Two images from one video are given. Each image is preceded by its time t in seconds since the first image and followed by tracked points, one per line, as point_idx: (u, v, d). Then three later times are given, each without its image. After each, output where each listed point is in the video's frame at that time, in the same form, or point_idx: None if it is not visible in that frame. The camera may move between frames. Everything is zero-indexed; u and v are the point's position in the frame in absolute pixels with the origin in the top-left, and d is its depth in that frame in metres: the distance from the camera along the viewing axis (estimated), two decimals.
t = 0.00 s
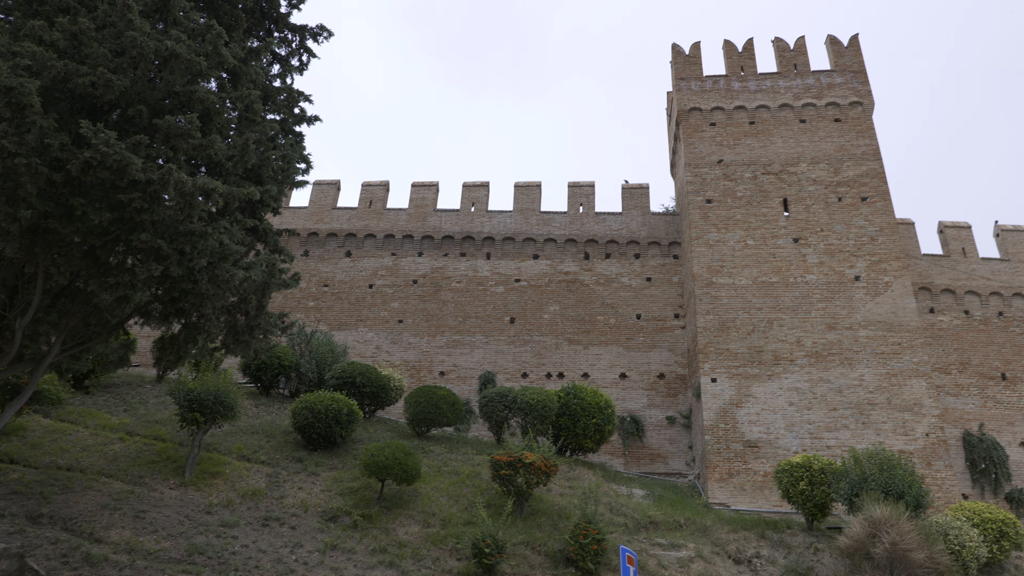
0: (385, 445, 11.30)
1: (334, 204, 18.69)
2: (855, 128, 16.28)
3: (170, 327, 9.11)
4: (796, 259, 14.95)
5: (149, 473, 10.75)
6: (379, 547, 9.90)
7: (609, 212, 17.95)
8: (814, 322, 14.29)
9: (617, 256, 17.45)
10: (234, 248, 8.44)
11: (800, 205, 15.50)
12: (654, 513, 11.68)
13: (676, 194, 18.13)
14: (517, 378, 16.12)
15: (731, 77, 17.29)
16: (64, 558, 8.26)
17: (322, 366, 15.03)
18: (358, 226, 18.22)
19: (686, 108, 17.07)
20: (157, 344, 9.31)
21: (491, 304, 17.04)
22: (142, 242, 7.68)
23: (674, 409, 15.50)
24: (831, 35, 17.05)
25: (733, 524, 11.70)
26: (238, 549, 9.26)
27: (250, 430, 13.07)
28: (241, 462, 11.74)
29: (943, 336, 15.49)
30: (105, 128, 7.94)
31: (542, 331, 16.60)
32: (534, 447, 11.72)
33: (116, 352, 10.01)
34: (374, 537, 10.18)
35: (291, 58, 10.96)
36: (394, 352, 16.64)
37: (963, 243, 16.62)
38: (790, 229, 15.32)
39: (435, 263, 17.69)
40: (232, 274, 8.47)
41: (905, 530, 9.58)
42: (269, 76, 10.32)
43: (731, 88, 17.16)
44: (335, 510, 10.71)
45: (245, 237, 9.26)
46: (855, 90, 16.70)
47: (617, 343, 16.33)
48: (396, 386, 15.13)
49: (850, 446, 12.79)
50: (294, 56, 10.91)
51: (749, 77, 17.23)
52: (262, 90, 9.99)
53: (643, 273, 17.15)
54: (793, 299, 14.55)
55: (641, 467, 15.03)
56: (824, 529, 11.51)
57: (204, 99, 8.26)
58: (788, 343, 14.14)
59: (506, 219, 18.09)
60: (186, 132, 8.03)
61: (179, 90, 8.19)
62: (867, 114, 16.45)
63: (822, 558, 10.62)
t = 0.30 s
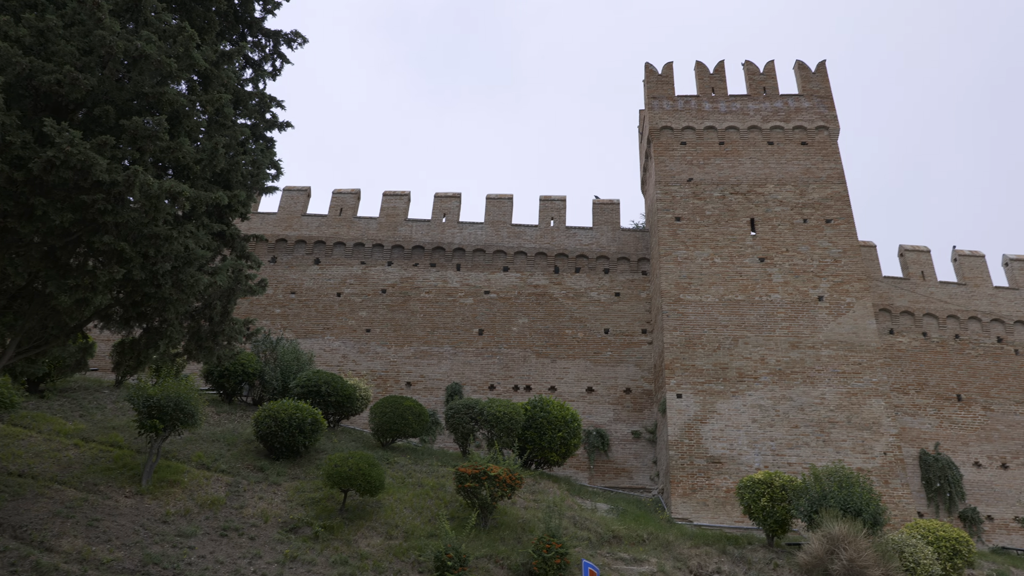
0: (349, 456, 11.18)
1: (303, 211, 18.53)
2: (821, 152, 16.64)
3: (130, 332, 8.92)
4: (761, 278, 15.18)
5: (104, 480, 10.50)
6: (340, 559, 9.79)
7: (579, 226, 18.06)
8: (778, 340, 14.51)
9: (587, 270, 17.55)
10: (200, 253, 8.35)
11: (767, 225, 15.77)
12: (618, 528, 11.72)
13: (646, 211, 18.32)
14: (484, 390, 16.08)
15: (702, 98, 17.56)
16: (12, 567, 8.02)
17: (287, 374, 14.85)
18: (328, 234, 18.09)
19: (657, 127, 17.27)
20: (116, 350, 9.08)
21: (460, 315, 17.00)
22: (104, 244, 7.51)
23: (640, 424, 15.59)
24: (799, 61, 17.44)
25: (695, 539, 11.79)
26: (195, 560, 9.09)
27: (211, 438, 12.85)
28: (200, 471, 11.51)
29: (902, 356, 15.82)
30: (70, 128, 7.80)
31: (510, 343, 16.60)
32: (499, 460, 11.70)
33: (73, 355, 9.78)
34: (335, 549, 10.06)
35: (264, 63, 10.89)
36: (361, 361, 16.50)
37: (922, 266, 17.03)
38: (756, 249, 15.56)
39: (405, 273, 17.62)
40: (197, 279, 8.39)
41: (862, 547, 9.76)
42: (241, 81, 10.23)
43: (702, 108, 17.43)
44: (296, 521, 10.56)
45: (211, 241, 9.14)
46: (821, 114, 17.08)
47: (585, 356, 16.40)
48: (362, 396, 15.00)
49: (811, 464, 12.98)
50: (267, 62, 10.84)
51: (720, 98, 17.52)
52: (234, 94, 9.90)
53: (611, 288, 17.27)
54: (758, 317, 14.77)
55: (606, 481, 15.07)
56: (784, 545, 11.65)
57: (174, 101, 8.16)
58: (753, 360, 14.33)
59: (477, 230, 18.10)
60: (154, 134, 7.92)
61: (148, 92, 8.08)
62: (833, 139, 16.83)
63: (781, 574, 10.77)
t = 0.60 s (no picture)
0: (321, 459, 11.10)
1: (279, 211, 18.38)
2: (795, 162, 16.88)
3: (99, 331, 8.77)
4: (735, 285, 15.34)
5: (69, 482, 10.30)
6: (311, 563, 9.71)
7: (556, 232, 18.11)
8: (751, 347, 14.66)
9: (563, 275, 17.61)
10: (171, 253, 8.23)
11: (741, 234, 15.94)
12: (590, 532, 11.75)
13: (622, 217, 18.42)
14: (458, 394, 16.04)
15: (679, 106, 17.72)
16: None
17: (259, 376, 14.70)
18: (303, 235, 17.95)
19: (634, 134, 17.37)
20: (83, 350, 8.88)
21: (436, 319, 16.96)
22: (73, 242, 7.41)
23: (613, 429, 15.66)
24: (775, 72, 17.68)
25: (666, 544, 11.86)
26: (162, 564, 8.95)
27: (181, 440, 12.66)
28: (168, 473, 11.34)
29: (871, 364, 16.06)
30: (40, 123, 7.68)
31: (485, 347, 16.59)
32: (473, 464, 11.69)
33: (39, 354, 9.59)
34: (306, 553, 9.98)
35: (241, 62, 10.79)
36: (335, 363, 16.38)
37: (892, 276, 17.31)
38: (730, 256, 15.72)
39: (380, 275, 17.54)
40: (168, 279, 8.25)
41: (831, 552, 9.89)
42: (216, 79, 10.13)
43: (679, 116, 17.58)
44: (267, 525, 10.45)
45: (183, 241, 9.02)
46: (795, 125, 17.34)
47: (560, 361, 16.43)
48: (335, 398, 14.89)
49: (782, 470, 13.12)
50: (243, 60, 10.74)
51: (696, 107, 17.69)
52: (209, 92, 9.80)
53: (587, 293, 17.34)
54: (732, 324, 14.91)
55: (579, 485, 15.10)
56: (754, 550, 11.79)
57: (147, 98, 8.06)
58: (726, 367, 14.46)
59: (454, 234, 18.08)
60: (126, 131, 7.83)
61: (121, 88, 7.98)
62: (806, 149, 17.08)
63: None
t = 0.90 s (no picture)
0: (295, 460, 11.01)
1: (254, 210, 18.20)
2: (770, 167, 17.07)
3: (67, 330, 8.62)
4: (711, 288, 15.48)
5: (35, 483, 10.11)
6: (283, 565, 9.64)
7: (534, 233, 18.14)
8: (725, 349, 14.80)
9: (540, 277, 17.64)
10: (143, 250, 8.06)
11: (717, 237, 16.09)
12: (565, 533, 11.79)
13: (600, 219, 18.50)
14: (434, 395, 16.00)
15: (656, 110, 17.83)
16: None
17: (232, 375, 14.54)
18: (278, 234, 17.80)
19: (612, 137, 17.44)
20: (51, 348, 8.73)
21: (412, 319, 16.89)
22: (41, 238, 7.33)
23: (589, 430, 15.72)
24: (751, 78, 17.87)
25: (640, 545, 11.93)
26: (131, 566, 8.83)
27: (151, 441, 12.49)
28: (138, 474, 11.17)
29: (842, 367, 16.29)
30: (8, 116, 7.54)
31: (461, 348, 16.56)
32: (448, 465, 11.67)
33: (5, 353, 9.39)
34: (278, 555, 9.89)
35: (217, 58, 10.68)
36: (310, 363, 16.26)
37: (863, 280, 17.57)
38: (706, 260, 15.85)
39: (357, 275, 17.43)
40: (139, 277, 8.07)
41: (801, 552, 10.04)
42: (191, 74, 10.02)
43: (656, 120, 17.69)
44: (238, 526, 10.34)
45: (155, 238, 8.87)
46: (770, 131, 17.54)
47: (536, 362, 16.45)
48: (310, 399, 14.77)
49: (754, 471, 13.26)
50: (219, 56, 10.63)
51: (674, 111, 17.83)
52: (183, 88, 9.70)
53: (564, 295, 17.39)
54: (706, 327, 15.04)
55: (554, 486, 15.13)
56: (726, 551, 11.92)
57: (120, 93, 7.92)
58: (700, 369, 14.58)
59: (431, 234, 18.03)
60: (97, 126, 7.73)
61: (92, 82, 7.86)
62: (781, 155, 17.29)
63: None
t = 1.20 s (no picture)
0: (258, 455, 10.88)
1: (222, 201, 17.93)
2: (739, 172, 17.31)
3: (24, 319, 8.41)
4: (679, 291, 15.64)
5: None
6: (244, 561, 9.53)
7: (505, 232, 18.16)
8: (691, 352, 14.96)
9: (510, 275, 17.66)
10: (105, 239, 7.93)
11: (686, 240, 16.26)
12: (529, 532, 11.83)
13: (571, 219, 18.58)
14: (402, 392, 15.93)
15: (630, 112, 17.96)
16: None
17: (196, 369, 14.31)
18: (247, 226, 17.56)
19: (586, 138, 17.51)
20: (7, 337, 8.51)
21: (381, 315, 16.79)
22: None
23: (555, 429, 15.78)
24: (723, 84, 18.09)
25: (604, 543, 12.03)
26: (86, 562, 8.72)
27: (110, 434, 12.24)
28: (95, 468, 10.94)
29: (805, 371, 16.58)
30: None
31: (430, 345, 16.51)
32: (414, 462, 11.63)
33: None
34: (239, 551, 9.79)
35: (186, 45, 10.49)
36: (276, 358, 16.07)
37: (827, 286, 17.91)
38: (675, 262, 16.02)
39: (326, 269, 17.28)
40: (101, 266, 7.91)
41: (760, 552, 10.25)
42: (159, 61, 9.84)
43: (630, 122, 17.81)
44: (199, 522, 10.19)
45: (118, 227, 8.70)
46: (741, 137, 17.78)
47: (504, 361, 16.47)
48: (275, 393, 14.61)
49: (717, 472, 13.44)
50: (189, 43, 10.45)
51: (647, 114, 17.97)
52: (151, 74, 9.52)
53: (534, 294, 17.44)
54: (674, 329, 15.20)
55: (520, 485, 15.16)
56: (688, 550, 12.09)
57: (84, 78, 7.82)
58: (667, 370, 14.73)
59: (402, 230, 17.94)
60: (60, 111, 7.58)
61: (56, 65, 7.70)
62: (751, 160, 17.53)
63: None
